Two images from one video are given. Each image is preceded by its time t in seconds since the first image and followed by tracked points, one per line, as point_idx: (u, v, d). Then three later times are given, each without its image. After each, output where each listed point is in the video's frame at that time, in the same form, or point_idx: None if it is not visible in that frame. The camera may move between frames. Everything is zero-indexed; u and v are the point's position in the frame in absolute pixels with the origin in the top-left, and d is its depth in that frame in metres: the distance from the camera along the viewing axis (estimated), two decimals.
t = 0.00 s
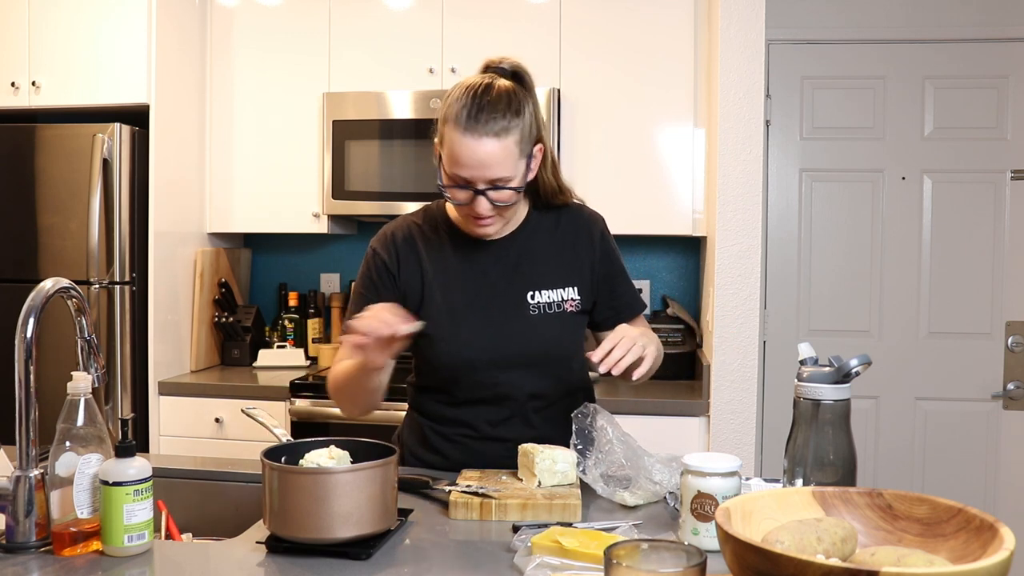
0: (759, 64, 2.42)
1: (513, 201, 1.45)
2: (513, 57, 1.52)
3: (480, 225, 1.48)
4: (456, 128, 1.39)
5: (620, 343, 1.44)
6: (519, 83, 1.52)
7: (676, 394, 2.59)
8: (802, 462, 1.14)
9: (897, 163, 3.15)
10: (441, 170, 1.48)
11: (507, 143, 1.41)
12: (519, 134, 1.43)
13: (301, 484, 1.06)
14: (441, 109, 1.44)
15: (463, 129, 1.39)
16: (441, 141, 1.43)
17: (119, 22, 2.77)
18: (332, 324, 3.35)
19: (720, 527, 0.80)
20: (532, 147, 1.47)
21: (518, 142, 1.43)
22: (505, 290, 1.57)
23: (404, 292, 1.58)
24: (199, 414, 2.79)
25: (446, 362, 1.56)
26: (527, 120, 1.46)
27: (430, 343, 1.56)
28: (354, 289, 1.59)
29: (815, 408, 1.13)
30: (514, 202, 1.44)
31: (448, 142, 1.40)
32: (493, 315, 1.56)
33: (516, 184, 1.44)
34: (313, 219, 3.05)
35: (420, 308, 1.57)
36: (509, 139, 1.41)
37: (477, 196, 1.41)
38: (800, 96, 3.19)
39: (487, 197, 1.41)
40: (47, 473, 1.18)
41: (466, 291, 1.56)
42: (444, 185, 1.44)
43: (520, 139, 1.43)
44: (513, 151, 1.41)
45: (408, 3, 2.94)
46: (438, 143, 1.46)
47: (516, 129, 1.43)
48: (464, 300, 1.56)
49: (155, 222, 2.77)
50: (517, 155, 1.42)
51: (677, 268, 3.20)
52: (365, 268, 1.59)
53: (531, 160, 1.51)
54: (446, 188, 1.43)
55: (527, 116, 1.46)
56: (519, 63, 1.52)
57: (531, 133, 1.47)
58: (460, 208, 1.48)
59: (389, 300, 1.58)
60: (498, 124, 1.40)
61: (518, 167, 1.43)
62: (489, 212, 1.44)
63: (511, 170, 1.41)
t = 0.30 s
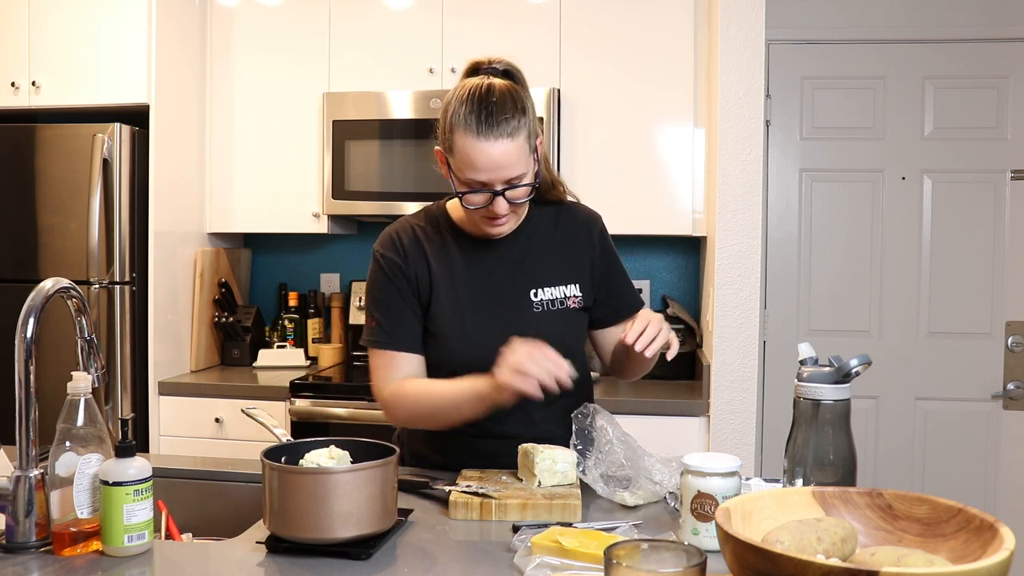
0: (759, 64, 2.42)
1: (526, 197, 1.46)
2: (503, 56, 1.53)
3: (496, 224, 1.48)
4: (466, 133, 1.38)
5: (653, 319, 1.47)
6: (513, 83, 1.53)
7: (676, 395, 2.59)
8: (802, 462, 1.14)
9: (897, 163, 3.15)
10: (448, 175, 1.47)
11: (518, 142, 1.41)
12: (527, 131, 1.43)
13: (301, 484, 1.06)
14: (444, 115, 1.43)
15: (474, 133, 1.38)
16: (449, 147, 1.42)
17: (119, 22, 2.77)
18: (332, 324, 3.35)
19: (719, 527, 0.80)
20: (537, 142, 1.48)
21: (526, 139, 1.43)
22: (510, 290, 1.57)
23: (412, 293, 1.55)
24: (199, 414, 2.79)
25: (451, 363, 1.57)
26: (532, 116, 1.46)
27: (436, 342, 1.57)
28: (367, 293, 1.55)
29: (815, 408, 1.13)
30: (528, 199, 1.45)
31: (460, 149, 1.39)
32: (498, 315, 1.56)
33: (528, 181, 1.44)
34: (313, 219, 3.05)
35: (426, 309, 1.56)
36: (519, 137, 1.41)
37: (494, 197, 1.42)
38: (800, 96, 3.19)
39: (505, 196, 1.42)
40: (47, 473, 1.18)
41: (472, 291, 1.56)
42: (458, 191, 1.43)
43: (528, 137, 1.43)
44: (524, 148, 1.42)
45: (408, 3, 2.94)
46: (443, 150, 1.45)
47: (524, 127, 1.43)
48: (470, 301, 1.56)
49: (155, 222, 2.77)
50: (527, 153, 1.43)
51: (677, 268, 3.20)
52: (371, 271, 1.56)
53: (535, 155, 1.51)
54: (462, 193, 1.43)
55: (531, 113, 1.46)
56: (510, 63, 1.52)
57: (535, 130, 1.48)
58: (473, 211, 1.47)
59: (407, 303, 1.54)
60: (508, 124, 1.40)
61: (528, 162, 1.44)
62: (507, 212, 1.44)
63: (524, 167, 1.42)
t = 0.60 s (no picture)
0: (759, 64, 2.42)
1: (503, 205, 1.44)
2: (532, 64, 1.51)
3: (471, 223, 1.47)
4: (453, 125, 1.39)
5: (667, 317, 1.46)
6: (532, 90, 1.51)
7: (676, 394, 2.59)
8: (802, 462, 1.14)
9: (897, 163, 3.15)
10: (441, 165, 1.48)
11: (502, 147, 1.40)
12: (518, 141, 1.42)
13: (301, 484, 1.06)
14: (448, 104, 1.44)
15: (459, 126, 1.38)
16: (443, 135, 1.43)
17: (119, 22, 2.77)
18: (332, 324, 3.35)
19: (720, 527, 0.80)
20: (531, 155, 1.46)
21: (516, 149, 1.42)
22: (516, 290, 1.56)
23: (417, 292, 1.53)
24: (199, 414, 2.79)
25: (457, 364, 1.56)
26: (528, 126, 1.44)
27: (442, 343, 1.56)
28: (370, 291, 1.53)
29: (815, 408, 1.13)
30: (502, 207, 1.43)
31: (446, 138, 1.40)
32: (505, 316, 1.56)
33: (507, 189, 1.42)
34: (313, 219, 3.05)
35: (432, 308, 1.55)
36: (506, 144, 1.40)
37: (467, 195, 1.41)
38: (800, 96, 3.19)
39: (476, 197, 1.41)
40: (47, 473, 1.18)
41: (479, 292, 1.55)
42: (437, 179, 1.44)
43: (517, 146, 1.42)
44: (507, 155, 1.40)
45: (408, 3, 2.94)
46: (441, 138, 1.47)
47: (514, 134, 1.41)
48: (477, 302, 1.55)
49: (155, 222, 2.77)
50: (511, 161, 1.41)
51: (677, 268, 3.20)
52: (376, 271, 1.54)
53: (532, 166, 1.49)
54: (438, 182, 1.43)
55: (529, 123, 1.45)
56: (533, 70, 1.51)
57: (531, 141, 1.46)
58: (454, 205, 1.48)
59: (411, 300, 1.52)
60: (495, 127, 1.39)
61: (513, 173, 1.42)
62: (477, 212, 1.43)
63: (503, 174, 1.41)
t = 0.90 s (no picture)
0: (759, 64, 2.42)
1: (494, 205, 1.44)
2: (527, 64, 1.52)
3: (462, 223, 1.47)
4: (443, 122, 1.40)
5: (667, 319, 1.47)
6: (527, 89, 1.51)
7: (676, 394, 2.59)
8: (802, 462, 1.14)
9: (897, 163, 3.15)
10: (433, 166, 1.49)
11: (492, 145, 1.40)
12: (508, 139, 1.43)
13: (301, 484, 1.06)
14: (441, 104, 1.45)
15: (449, 123, 1.39)
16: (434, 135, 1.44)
17: (119, 22, 2.77)
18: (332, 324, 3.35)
19: (720, 527, 0.80)
20: (524, 154, 1.46)
21: (506, 147, 1.42)
22: (510, 290, 1.56)
23: (405, 292, 1.57)
24: (199, 414, 2.79)
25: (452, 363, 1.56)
26: (520, 125, 1.45)
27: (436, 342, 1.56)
28: (354, 290, 1.59)
29: (815, 408, 1.13)
30: (493, 206, 1.43)
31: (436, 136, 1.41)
32: (499, 315, 1.56)
33: (498, 188, 1.42)
34: (313, 219, 3.05)
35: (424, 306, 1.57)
36: (496, 142, 1.41)
37: (457, 193, 1.41)
38: (800, 96, 3.19)
39: (466, 194, 1.41)
40: (47, 473, 1.18)
41: (471, 291, 1.56)
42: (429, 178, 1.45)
43: (507, 144, 1.42)
44: (497, 153, 1.41)
45: (408, 3, 2.94)
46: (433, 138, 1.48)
47: (504, 132, 1.42)
48: (470, 301, 1.56)
49: (155, 222, 2.77)
50: (501, 159, 1.41)
51: (677, 268, 3.20)
52: (366, 269, 1.58)
53: (525, 167, 1.49)
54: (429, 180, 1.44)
55: (521, 122, 1.45)
56: (529, 70, 1.51)
57: (523, 140, 1.46)
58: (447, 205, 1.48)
59: (389, 302, 1.57)
60: (484, 124, 1.40)
61: (504, 171, 1.42)
62: (467, 211, 1.43)
63: (492, 172, 1.41)
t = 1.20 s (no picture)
0: (759, 64, 2.42)
1: (482, 208, 1.43)
2: (516, 65, 1.51)
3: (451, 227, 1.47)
4: (430, 124, 1.40)
5: (653, 331, 1.48)
6: (517, 91, 1.50)
7: (676, 395, 2.59)
8: (802, 462, 1.14)
9: (897, 163, 3.15)
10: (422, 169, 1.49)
11: (480, 146, 1.40)
12: (497, 141, 1.42)
13: (301, 484, 1.06)
14: (429, 106, 1.45)
15: (436, 125, 1.39)
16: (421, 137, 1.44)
17: (119, 22, 2.77)
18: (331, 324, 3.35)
19: (720, 527, 0.80)
20: (513, 157, 1.46)
21: (494, 149, 1.42)
22: (500, 296, 1.56)
23: (394, 297, 1.58)
24: (199, 414, 2.79)
25: (445, 370, 1.56)
26: (508, 127, 1.44)
27: (427, 350, 1.56)
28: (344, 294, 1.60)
29: (815, 408, 1.13)
30: (482, 209, 1.43)
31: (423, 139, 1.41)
32: (489, 321, 1.55)
33: (486, 191, 1.42)
34: (313, 219, 3.05)
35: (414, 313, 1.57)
36: (484, 144, 1.40)
37: (446, 196, 1.41)
38: (800, 96, 3.19)
39: (454, 197, 1.41)
40: (46, 473, 1.18)
41: (460, 297, 1.56)
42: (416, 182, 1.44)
43: (496, 146, 1.42)
44: (485, 155, 1.40)
45: (408, 3, 2.94)
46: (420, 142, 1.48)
47: (492, 133, 1.41)
48: (459, 308, 1.55)
49: (155, 222, 2.77)
50: (490, 161, 1.41)
51: (677, 268, 3.20)
52: (358, 275, 1.59)
53: (514, 170, 1.49)
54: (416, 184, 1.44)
55: (510, 123, 1.45)
56: (518, 71, 1.50)
57: (512, 142, 1.46)
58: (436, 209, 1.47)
59: (377, 306, 1.58)
60: (472, 125, 1.39)
61: (492, 174, 1.42)
62: (455, 215, 1.43)
63: (480, 174, 1.40)
